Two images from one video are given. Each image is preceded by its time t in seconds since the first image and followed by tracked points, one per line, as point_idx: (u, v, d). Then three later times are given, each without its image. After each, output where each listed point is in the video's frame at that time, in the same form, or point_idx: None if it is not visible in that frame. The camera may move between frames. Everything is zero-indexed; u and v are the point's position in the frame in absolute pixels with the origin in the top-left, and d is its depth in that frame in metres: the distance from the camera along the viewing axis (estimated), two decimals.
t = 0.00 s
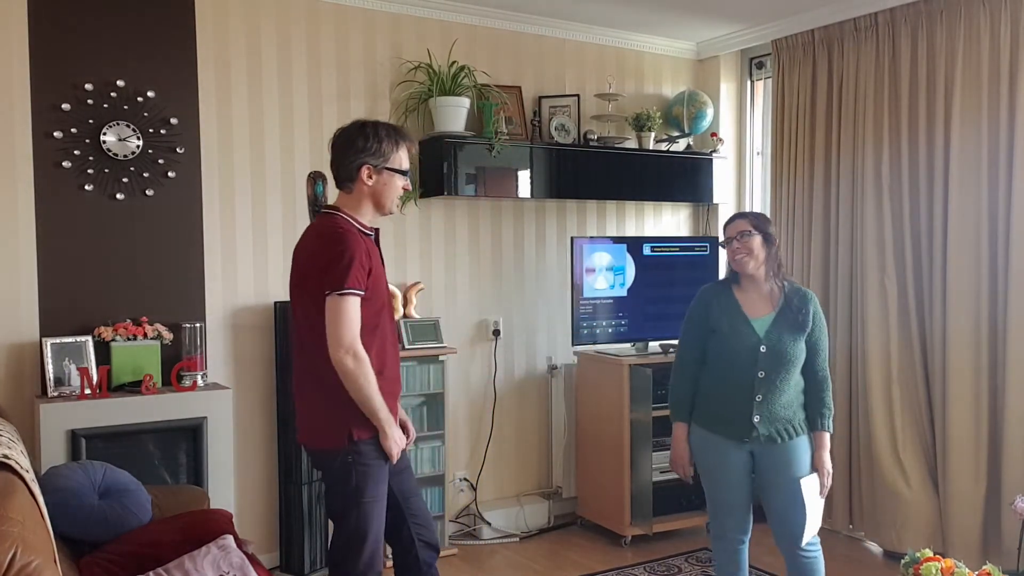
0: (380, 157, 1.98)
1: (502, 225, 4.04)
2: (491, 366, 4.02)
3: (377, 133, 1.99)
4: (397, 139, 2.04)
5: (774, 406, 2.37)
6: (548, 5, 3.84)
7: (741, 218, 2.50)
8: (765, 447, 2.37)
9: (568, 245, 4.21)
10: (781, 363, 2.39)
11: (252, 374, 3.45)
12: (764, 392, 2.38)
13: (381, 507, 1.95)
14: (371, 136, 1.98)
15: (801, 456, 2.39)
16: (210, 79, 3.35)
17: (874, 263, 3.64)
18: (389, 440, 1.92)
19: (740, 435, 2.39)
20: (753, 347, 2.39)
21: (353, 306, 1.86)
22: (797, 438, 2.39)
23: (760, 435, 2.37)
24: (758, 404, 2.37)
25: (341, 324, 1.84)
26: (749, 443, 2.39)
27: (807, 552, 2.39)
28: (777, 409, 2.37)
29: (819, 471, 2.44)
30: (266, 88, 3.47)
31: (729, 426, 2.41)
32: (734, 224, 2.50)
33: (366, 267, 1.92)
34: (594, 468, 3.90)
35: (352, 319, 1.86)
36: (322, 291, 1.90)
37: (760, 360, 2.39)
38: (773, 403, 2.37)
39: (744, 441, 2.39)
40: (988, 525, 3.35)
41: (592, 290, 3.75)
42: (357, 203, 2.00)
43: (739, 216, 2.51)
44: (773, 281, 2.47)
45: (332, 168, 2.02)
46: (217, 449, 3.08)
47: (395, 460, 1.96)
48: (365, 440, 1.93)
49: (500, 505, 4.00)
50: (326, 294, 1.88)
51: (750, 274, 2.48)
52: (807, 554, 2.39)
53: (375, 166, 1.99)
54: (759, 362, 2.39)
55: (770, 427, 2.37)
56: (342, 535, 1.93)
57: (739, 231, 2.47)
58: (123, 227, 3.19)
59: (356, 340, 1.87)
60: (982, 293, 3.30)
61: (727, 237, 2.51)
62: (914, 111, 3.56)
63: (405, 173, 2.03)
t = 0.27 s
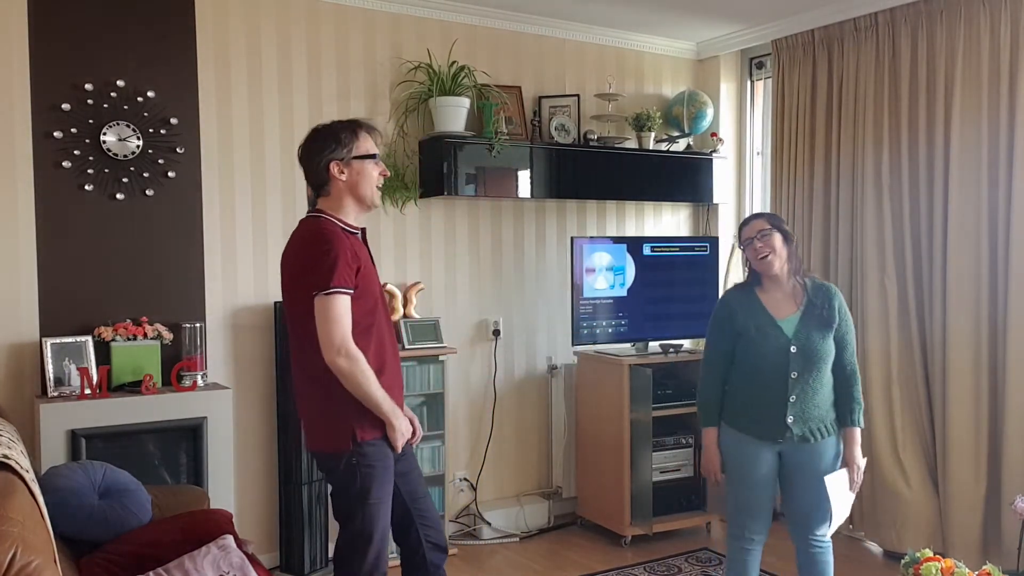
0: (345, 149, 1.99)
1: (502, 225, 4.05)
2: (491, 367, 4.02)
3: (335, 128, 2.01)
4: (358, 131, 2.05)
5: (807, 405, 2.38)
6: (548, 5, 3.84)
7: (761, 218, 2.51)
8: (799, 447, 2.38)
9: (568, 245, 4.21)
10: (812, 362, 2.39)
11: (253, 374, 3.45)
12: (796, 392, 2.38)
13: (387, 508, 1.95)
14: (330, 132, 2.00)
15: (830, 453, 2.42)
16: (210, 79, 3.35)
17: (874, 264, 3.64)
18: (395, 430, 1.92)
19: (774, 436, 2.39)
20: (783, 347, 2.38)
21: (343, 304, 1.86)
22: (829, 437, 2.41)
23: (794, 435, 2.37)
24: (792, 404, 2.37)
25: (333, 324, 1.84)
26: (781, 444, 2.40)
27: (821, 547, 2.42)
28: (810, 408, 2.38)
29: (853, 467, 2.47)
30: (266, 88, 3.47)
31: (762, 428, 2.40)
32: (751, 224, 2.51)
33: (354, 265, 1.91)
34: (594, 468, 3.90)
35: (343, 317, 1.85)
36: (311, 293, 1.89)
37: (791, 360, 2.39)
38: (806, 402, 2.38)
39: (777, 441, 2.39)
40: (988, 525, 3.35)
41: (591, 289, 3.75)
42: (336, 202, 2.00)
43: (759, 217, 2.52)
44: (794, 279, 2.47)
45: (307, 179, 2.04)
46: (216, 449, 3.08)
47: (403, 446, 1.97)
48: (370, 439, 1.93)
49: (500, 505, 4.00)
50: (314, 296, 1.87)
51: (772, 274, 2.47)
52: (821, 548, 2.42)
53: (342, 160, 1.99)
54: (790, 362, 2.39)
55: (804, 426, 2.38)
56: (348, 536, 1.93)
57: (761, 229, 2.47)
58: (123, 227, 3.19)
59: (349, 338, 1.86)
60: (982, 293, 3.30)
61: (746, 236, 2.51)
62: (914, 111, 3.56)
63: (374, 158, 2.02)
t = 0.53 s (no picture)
0: (335, 150, 1.99)
1: (502, 225, 4.04)
2: (491, 367, 4.02)
3: (326, 129, 2.01)
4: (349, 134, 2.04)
5: (842, 405, 2.37)
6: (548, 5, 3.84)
7: (787, 219, 2.51)
8: (834, 447, 2.38)
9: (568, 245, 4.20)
10: (844, 362, 2.38)
11: (253, 374, 3.45)
12: (831, 393, 2.37)
13: (387, 509, 1.94)
14: (322, 134, 2.00)
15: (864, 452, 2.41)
16: (210, 79, 3.34)
17: (874, 263, 3.64)
18: (390, 429, 1.89)
19: (809, 437, 2.38)
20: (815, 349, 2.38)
21: (326, 307, 1.84)
22: (864, 436, 2.41)
23: (830, 435, 2.37)
24: (826, 405, 2.36)
25: (314, 328, 1.82)
26: (814, 445, 2.39)
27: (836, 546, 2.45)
28: (844, 408, 2.38)
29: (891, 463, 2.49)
30: (266, 88, 3.47)
31: (797, 429, 2.40)
32: (776, 225, 2.51)
33: (335, 267, 1.89)
34: (594, 468, 3.90)
35: (326, 319, 1.84)
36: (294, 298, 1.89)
37: (823, 361, 2.38)
38: (840, 402, 2.37)
39: (813, 442, 2.39)
40: (988, 525, 3.35)
41: (592, 290, 3.75)
42: (326, 203, 1.99)
43: (784, 218, 2.53)
44: (820, 280, 2.49)
45: (295, 178, 2.03)
46: (216, 449, 3.07)
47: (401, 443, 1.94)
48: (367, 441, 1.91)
49: (500, 505, 4.00)
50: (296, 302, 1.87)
51: (797, 275, 2.48)
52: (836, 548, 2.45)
53: (331, 160, 1.99)
54: (822, 363, 2.38)
55: (838, 427, 2.37)
56: (349, 538, 1.93)
57: (787, 230, 2.47)
58: (123, 227, 3.19)
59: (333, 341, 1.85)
60: (982, 293, 3.30)
61: (771, 238, 2.51)
62: (914, 111, 3.56)
63: (364, 160, 2.02)
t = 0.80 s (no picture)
0: (322, 151, 2.00)
1: (502, 225, 4.04)
2: (491, 367, 4.02)
3: (312, 134, 2.03)
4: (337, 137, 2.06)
5: (852, 408, 2.37)
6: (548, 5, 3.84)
7: (816, 219, 2.49)
8: (845, 449, 2.38)
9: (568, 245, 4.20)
10: (853, 365, 2.38)
11: (253, 374, 3.45)
12: (840, 395, 2.37)
13: (386, 510, 1.94)
14: (308, 138, 2.02)
15: (879, 453, 2.42)
16: (209, 79, 3.34)
17: (874, 263, 3.64)
18: (388, 425, 1.89)
19: (819, 439, 2.38)
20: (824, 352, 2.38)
21: (322, 300, 1.84)
22: (875, 437, 2.40)
23: (840, 437, 2.36)
24: (834, 407, 2.36)
25: (310, 320, 1.82)
26: (826, 447, 2.39)
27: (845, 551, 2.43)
28: (855, 411, 2.37)
29: (901, 467, 2.50)
30: (266, 88, 3.47)
31: (806, 431, 2.40)
32: (805, 223, 2.49)
33: (330, 261, 1.89)
34: (594, 468, 3.90)
35: (322, 311, 1.84)
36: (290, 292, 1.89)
37: (832, 364, 2.38)
38: (850, 405, 2.37)
39: (822, 444, 2.38)
40: (988, 525, 3.35)
41: (591, 289, 3.75)
42: (315, 203, 2.00)
43: (813, 217, 2.51)
44: (835, 284, 2.48)
45: (287, 186, 2.05)
46: (216, 449, 3.07)
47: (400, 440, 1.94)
48: (366, 441, 1.91)
49: (500, 504, 4.00)
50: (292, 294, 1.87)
51: (814, 278, 2.47)
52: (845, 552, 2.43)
53: (320, 160, 2.00)
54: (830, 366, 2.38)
55: (850, 429, 2.37)
56: (349, 541, 1.93)
57: (813, 232, 2.46)
58: (123, 227, 3.19)
59: (330, 333, 1.85)
60: (982, 293, 3.30)
61: (796, 236, 2.50)
62: (914, 111, 3.56)
63: (352, 159, 2.03)
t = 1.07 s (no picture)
0: (320, 158, 1.98)
1: (502, 225, 4.04)
2: (491, 367, 4.02)
3: (310, 137, 2.00)
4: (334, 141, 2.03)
5: (838, 407, 2.37)
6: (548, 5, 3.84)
7: (830, 216, 2.48)
8: (828, 447, 2.38)
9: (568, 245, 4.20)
10: (843, 364, 2.38)
11: (253, 374, 3.46)
12: (826, 394, 2.37)
13: (385, 511, 1.93)
14: (306, 141, 1.99)
15: (867, 454, 2.41)
16: (210, 78, 3.34)
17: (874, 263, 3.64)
18: (385, 425, 1.89)
19: (802, 436, 2.40)
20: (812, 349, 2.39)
21: (315, 304, 1.83)
22: (861, 438, 2.40)
23: (823, 435, 2.37)
24: (820, 405, 2.37)
25: (303, 326, 1.82)
26: (811, 444, 2.40)
27: (836, 550, 2.43)
28: (841, 410, 2.38)
29: (890, 471, 2.44)
30: (266, 88, 3.47)
31: (791, 427, 2.41)
32: (818, 218, 2.48)
33: (322, 265, 1.88)
34: (594, 469, 3.90)
35: (315, 316, 1.83)
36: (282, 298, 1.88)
37: (820, 362, 2.39)
38: (836, 404, 2.37)
39: (806, 441, 2.40)
40: (988, 525, 3.35)
41: (592, 289, 3.75)
42: (312, 209, 1.99)
43: (826, 213, 2.49)
44: (835, 283, 2.47)
45: (283, 188, 2.03)
46: (216, 449, 3.08)
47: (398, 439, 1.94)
48: (362, 441, 1.90)
49: (500, 504, 4.00)
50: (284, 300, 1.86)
51: (816, 275, 2.47)
52: (837, 551, 2.43)
53: (318, 167, 1.98)
54: (819, 364, 2.39)
55: (835, 428, 2.37)
56: (348, 540, 1.92)
57: (824, 228, 2.45)
58: (123, 227, 3.19)
59: (322, 338, 1.84)
60: (982, 293, 3.30)
61: (806, 229, 2.49)
62: (914, 111, 3.56)
63: (350, 165, 2.01)
